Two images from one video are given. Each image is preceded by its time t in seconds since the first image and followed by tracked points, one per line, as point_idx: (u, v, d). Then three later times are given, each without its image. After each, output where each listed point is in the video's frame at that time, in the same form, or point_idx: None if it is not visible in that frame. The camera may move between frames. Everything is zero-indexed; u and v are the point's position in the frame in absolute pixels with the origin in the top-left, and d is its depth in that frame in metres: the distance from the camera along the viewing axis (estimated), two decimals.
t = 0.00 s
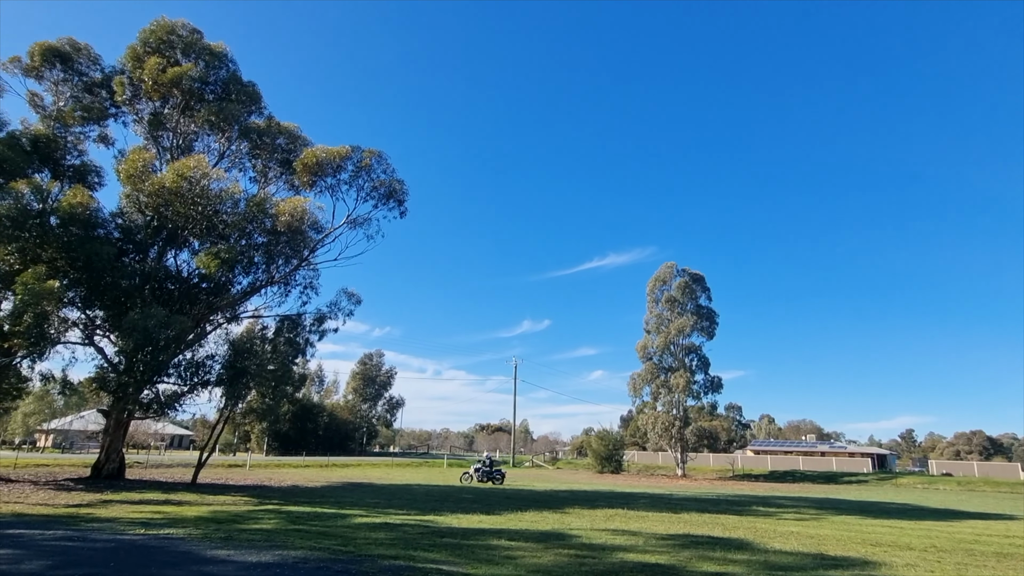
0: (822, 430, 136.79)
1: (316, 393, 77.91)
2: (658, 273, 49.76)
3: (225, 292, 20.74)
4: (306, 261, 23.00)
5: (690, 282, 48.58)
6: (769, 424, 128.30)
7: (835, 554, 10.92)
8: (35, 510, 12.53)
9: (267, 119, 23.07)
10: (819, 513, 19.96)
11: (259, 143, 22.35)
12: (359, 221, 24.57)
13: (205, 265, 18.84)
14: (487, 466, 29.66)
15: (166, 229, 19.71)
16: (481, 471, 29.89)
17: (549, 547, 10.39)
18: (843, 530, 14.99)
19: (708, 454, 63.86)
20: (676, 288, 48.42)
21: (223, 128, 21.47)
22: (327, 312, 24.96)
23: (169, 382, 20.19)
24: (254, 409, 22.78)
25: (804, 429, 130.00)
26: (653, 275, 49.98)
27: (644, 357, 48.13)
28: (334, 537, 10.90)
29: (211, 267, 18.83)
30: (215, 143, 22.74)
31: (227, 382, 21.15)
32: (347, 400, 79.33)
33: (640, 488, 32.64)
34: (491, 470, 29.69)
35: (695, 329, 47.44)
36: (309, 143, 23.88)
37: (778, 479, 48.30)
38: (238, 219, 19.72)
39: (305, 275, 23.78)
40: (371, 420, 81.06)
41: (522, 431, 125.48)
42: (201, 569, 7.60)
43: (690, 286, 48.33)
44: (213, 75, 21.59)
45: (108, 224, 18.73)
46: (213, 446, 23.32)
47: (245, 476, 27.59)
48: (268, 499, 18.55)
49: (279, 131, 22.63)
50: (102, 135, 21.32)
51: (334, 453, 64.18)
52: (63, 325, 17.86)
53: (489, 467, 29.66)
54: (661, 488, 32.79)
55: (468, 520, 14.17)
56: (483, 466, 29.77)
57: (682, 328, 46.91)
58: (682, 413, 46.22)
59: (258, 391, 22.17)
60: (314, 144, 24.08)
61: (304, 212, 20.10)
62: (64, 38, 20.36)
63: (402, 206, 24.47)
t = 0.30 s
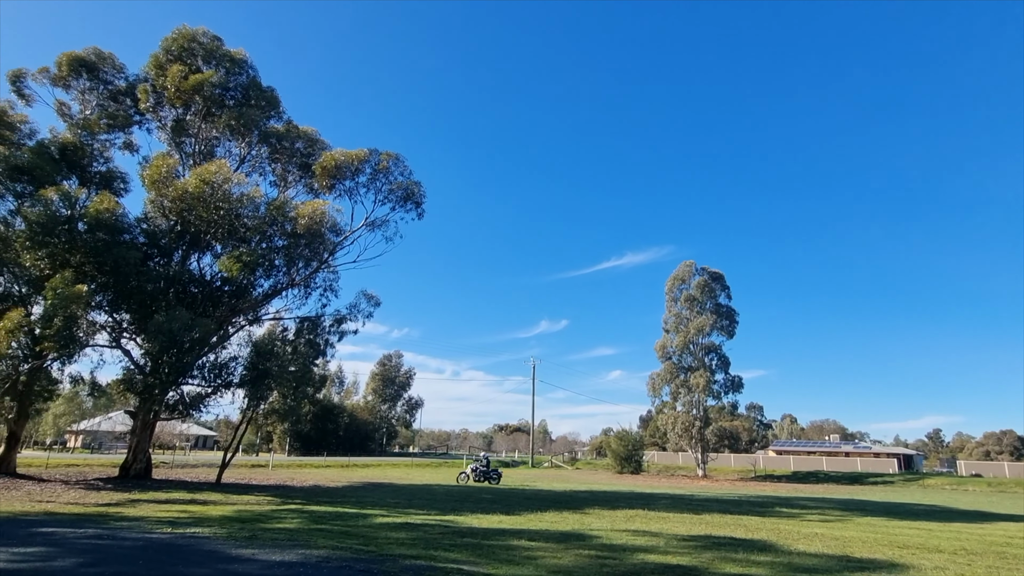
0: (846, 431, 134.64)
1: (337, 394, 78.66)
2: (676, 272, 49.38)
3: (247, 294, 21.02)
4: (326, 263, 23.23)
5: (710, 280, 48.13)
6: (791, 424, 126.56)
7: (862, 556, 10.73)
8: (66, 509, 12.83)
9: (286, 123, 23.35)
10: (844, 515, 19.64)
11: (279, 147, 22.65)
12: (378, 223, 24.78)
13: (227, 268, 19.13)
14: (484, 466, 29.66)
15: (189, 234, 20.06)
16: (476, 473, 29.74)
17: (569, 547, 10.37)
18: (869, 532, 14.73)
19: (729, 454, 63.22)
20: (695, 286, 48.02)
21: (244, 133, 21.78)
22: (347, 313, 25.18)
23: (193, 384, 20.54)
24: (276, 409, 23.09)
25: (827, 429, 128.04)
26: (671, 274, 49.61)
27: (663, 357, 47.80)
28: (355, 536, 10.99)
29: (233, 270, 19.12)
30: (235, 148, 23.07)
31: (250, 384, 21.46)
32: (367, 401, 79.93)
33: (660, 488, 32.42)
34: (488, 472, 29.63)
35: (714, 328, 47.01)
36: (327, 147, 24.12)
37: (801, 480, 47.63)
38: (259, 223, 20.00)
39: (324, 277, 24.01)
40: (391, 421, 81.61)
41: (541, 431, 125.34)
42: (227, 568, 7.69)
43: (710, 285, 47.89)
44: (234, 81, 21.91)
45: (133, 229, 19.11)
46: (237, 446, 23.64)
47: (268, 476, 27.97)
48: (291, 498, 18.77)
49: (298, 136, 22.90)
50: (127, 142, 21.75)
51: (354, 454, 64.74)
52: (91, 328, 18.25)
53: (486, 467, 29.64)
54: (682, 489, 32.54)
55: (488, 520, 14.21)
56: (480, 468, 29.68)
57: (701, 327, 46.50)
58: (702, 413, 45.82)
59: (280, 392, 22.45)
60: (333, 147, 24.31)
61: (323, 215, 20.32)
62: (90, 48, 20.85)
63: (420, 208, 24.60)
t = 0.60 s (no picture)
0: (873, 429, 132.09)
1: (358, 394, 79.41)
2: (696, 269, 48.91)
3: (270, 296, 21.29)
4: (347, 264, 23.43)
5: (731, 277, 47.62)
6: (816, 422, 124.60)
7: (890, 557, 10.54)
8: (98, 506, 13.15)
9: (306, 126, 23.61)
10: (872, 515, 19.29)
11: (300, 149, 22.91)
12: (397, 224, 24.96)
13: (250, 270, 19.41)
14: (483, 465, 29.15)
15: (213, 237, 20.41)
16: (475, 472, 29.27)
17: (591, 546, 10.35)
18: (899, 532, 14.46)
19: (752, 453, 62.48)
20: (716, 284, 47.54)
21: (265, 137, 22.08)
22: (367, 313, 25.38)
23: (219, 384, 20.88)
24: (299, 409, 23.37)
25: (853, 428, 125.82)
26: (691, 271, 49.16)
27: (684, 355, 47.40)
28: (379, 534, 11.11)
29: (256, 272, 19.40)
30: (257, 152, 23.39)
31: (274, 384, 21.76)
32: (388, 400, 80.51)
33: (682, 487, 32.19)
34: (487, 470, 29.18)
35: (736, 325, 46.49)
36: (347, 149, 24.34)
37: (826, 479, 46.92)
38: (281, 225, 20.26)
39: (345, 278, 24.22)
40: (412, 420, 82.14)
41: (561, 430, 125.15)
42: (254, 565, 7.83)
43: (731, 282, 47.37)
44: (255, 86, 22.24)
45: (160, 232, 19.49)
46: (262, 445, 23.97)
47: (292, 475, 28.36)
48: (315, 497, 19.01)
49: (318, 138, 23.16)
50: (153, 147, 22.18)
51: (376, 452, 65.30)
52: (120, 330, 18.67)
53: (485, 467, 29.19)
54: (705, 488, 32.28)
55: (510, 518, 14.25)
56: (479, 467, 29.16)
57: (723, 325, 46.03)
58: (724, 411, 45.37)
59: (303, 392, 22.72)
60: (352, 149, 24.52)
61: (343, 216, 20.52)
62: (116, 56, 21.35)
63: (438, 208, 24.72)
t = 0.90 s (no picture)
0: (904, 425, 129.19)
1: (382, 391, 80.26)
2: (720, 264, 48.32)
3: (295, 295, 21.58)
4: (370, 263, 23.66)
5: (755, 271, 46.97)
6: (844, 418, 122.42)
7: (924, 556, 10.32)
8: (134, 501, 13.53)
9: (328, 127, 23.85)
10: (903, 513, 18.91)
11: (323, 150, 23.18)
12: (419, 222, 25.11)
13: (276, 269, 19.71)
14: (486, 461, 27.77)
15: (240, 237, 20.78)
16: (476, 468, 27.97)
17: (616, 543, 10.34)
18: (932, 531, 14.13)
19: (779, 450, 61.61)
20: (740, 278, 46.93)
21: (289, 139, 22.39)
22: (391, 311, 25.63)
23: (247, 382, 21.28)
24: (325, 406, 23.69)
25: (883, 425, 123.23)
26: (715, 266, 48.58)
27: (708, 351, 46.90)
28: (405, 530, 11.24)
29: (282, 271, 19.70)
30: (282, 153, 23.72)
31: (300, 381, 22.10)
32: (412, 397, 81.20)
33: (707, 485, 31.92)
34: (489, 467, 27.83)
35: (761, 320, 45.85)
36: (369, 149, 24.55)
37: (856, 477, 46.06)
38: (305, 225, 20.53)
39: (369, 277, 24.46)
40: (435, 417, 82.75)
41: (584, 427, 124.99)
42: (284, 559, 7.99)
43: (755, 276, 46.73)
44: (279, 88, 22.56)
45: (188, 234, 19.90)
46: (289, 442, 24.35)
47: (318, 471, 28.80)
48: (341, 492, 19.27)
49: (340, 139, 23.40)
50: (180, 150, 22.63)
51: (400, 449, 65.94)
52: (152, 329, 19.13)
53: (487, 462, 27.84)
54: (730, 485, 31.98)
55: (534, 515, 14.28)
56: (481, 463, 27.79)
57: (747, 320, 45.43)
58: (749, 407, 44.81)
59: (328, 389, 23.03)
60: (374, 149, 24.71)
61: (366, 216, 20.73)
62: (144, 62, 21.84)
63: (459, 206, 24.82)
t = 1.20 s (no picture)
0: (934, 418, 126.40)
1: (404, 385, 81.01)
2: (743, 255, 47.69)
3: (318, 290, 21.81)
4: (391, 258, 23.81)
5: (779, 262, 46.30)
6: (872, 411, 120.36)
7: (955, 551, 10.14)
8: (166, 493, 13.90)
9: (348, 123, 24.01)
10: (934, 507, 18.55)
11: (343, 147, 23.37)
12: (439, 217, 25.23)
13: (299, 265, 19.97)
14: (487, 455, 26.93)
15: (264, 234, 21.08)
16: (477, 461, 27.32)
17: (639, 536, 10.33)
18: (964, 525, 13.86)
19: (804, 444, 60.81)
20: (763, 270, 46.31)
21: (310, 136, 22.60)
22: (412, 306, 25.82)
23: (273, 376, 21.64)
24: (348, 400, 23.97)
25: (912, 417, 120.88)
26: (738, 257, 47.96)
27: (731, 343, 46.39)
28: (429, 522, 11.36)
29: (305, 267, 19.94)
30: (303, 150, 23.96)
31: (324, 375, 22.38)
32: (433, 391, 81.80)
33: (731, 478, 31.69)
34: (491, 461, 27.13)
35: (785, 312, 45.21)
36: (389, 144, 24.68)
37: (885, 470, 45.29)
38: (327, 221, 20.72)
39: (390, 272, 24.65)
40: (457, 410, 83.31)
41: (605, 420, 124.77)
42: (312, 550, 8.13)
43: (779, 267, 46.07)
44: (299, 86, 22.80)
45: (214, 231, 20.25)
46: (314, 435, 24.71)
47: (343, 464, 29.23)
48: (366, 485, 19.54)
49: (360, 135, 23.56)
50: (205, 149, 23.00)
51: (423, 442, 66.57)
52: (180, 325, 19.54)
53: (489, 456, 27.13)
54: (755, 479, 31.70)
55: (557, 508, 14.32)
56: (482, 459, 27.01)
57: (771, 312, 44.81)
58: (773, 400, 44.29)
59: (352, 383, 23.31)
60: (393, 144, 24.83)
61: (387, 211, 20.87)
62: (168, 63, 22.22)
63: (479, 200, 24.86)
